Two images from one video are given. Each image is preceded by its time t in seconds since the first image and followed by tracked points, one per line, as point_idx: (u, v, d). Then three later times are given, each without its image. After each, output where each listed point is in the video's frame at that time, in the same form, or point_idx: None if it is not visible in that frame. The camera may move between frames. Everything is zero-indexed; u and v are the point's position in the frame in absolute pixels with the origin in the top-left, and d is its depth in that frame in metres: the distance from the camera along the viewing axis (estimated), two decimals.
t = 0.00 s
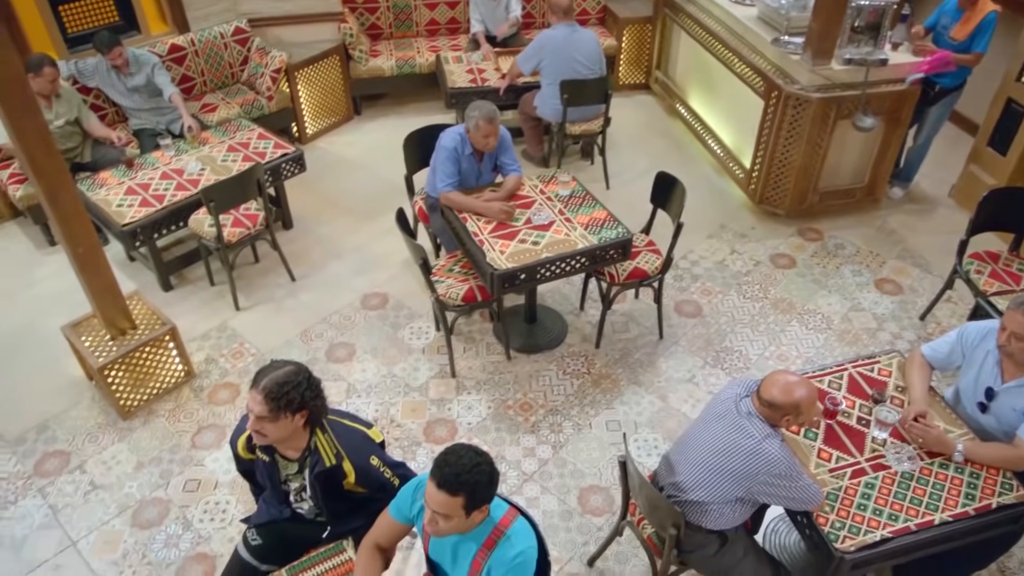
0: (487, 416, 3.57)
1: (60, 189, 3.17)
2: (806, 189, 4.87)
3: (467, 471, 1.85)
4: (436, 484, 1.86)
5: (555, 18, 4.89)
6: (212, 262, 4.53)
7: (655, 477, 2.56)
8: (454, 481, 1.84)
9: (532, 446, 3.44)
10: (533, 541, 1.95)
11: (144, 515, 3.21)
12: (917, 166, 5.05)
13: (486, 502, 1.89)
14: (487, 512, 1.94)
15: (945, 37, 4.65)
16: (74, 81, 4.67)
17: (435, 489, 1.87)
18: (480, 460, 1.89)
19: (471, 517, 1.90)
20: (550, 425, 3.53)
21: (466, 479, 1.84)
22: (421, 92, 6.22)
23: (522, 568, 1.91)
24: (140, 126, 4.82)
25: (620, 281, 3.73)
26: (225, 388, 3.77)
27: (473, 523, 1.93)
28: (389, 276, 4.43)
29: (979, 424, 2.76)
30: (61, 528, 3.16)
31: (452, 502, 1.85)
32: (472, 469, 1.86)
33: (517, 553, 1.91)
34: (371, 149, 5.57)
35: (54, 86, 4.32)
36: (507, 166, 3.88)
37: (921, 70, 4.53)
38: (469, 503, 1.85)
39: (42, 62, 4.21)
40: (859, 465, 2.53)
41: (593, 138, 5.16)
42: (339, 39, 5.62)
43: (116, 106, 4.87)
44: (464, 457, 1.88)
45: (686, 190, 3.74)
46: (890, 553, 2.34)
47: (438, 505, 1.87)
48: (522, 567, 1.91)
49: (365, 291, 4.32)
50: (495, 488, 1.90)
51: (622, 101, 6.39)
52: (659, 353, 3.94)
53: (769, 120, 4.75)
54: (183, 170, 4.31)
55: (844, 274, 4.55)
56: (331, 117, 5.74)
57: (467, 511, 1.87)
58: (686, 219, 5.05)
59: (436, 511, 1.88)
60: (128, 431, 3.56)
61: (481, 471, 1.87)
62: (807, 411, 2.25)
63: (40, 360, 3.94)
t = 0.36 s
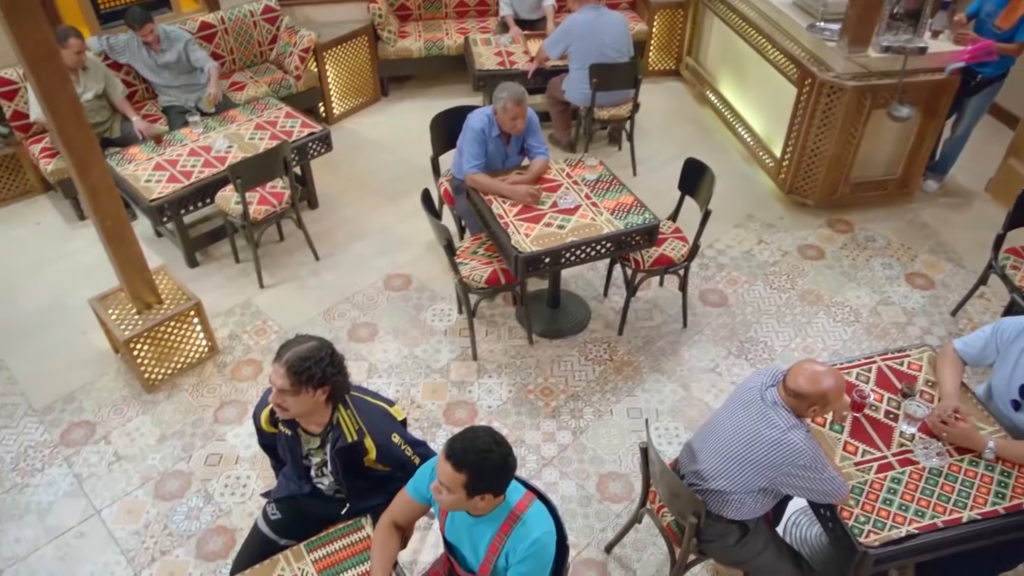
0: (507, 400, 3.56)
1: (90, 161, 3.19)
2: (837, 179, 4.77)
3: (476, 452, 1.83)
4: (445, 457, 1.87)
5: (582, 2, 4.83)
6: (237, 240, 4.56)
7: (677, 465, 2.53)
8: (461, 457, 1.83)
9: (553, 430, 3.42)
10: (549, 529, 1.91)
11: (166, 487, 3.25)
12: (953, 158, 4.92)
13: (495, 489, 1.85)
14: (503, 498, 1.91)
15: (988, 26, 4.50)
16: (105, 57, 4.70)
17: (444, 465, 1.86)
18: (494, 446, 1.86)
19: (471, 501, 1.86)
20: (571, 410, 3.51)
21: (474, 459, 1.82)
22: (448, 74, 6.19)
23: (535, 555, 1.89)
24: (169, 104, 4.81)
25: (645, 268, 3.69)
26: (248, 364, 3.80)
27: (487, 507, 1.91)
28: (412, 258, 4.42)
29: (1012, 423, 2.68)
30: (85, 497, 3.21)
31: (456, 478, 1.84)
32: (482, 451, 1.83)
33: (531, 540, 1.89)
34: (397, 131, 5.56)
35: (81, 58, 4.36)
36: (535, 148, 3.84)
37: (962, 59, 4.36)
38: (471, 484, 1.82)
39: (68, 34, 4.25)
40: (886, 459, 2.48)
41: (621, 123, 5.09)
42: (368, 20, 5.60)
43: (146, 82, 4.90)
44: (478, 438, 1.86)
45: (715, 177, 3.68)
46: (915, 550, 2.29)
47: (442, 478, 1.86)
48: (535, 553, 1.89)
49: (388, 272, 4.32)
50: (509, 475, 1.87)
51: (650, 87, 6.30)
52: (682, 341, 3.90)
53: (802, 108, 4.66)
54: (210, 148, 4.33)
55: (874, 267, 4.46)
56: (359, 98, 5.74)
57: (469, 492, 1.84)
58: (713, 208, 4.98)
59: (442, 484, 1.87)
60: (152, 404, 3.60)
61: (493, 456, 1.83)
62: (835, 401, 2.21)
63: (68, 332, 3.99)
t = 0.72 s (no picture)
0: (529, 384, 3.55)
1: (119, 133, 3.20)
2: (870, 171, 4.67)
3: (496, 427, 1.82)
4: (465, 431, 1.86)
5: None
6: (263, 218, 4.58)
7: (699, 454, 2.50)
8: (480, 432, 1.82)
9: (573, 416, 3.40)
10: (570, 509, 1.90)
11: (188, 461, 3.28)
12: (992, 152, 4.79)
13: (515, 466, 1.83)
14: (524, 477, 1.90)
15: None
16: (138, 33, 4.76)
17: (464, 438, 1.85)
18: (514, 421, 1.84)
19: (491, 476, 1.84)
20: (592, 397, 3.49)
21: (494, 434, 1.80)
22: (477, 57, 6.16)
23: (556, 536, 1.88)
24: (199, 81, 4.83)
25: (672, 255, 3.64)
26: (271, 341, 3.81)
27: (508, 485, 1.90)
28: (436, 240, 4.41)
29: None
30: (109, 467, 3.25)
31: (476, 452, 1.82)
32: (503, 426, 1.82)
33: (552, 521, 1.88)
34: (424, 113, 5.54)
35: (127, 36, 4.45)
36: (563, 132, 3.80)
37: (1006, 49, 4.28)
38: (491, 459, 1.80)
39: (116, 12, 4.35)
40: (915, 455, 2.42)
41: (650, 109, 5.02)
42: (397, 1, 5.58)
43: (177, 59, 4.92)
44: (499, 413, 1.85)
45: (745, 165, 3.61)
46: (942, 548, 2.24)
47: (463, 451, 1.84)
48: (556, 533, 1.87)
49: (412, 253, 4.32)
50: (530, 452, 1.85)
51: (681, 74, 6.21)
52: (707, 331, 3.85)
53: (837, 97, 4.55)
54: (238, 125, 4.35)
55: (906, 261, 4.37)
56: (387, 79, 5.73)
57: (489, 467, 1.82)
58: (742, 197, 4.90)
59: (462, 457, 1.86)
60: (176, 378, 3.63)
61: (514, 431, 1.82)
62: (864, 394, 2.16)
63: (95, 305, 4.04)
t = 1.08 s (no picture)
0: (549, 370, 3.52)
1: (146, 106, 3.21)
2: (903, 163, 4.56)
3: (514, 407, 1.79)
4: (483, 412, 1.84)
5: None
6: (287, 198, 4.58)
7: (720, 443, 2.45)
8: (498, 413, 1.80)
9: (593, 403, 3.37)
10: (588, 492, 1.88)
11: (208, 436, 3.30)
12: None
13: (534, 447, 1.80)
14: (542, 461, 1.88)
15: None
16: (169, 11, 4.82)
17: (482, 420, 1.83)
18: (532, 401, 1.81)
19: (510, 457, 1.82)
20: (612, 384, 3.45)
21: (512, 414, 1.78)
22: (505, 42, 6.11)
23: (575, 520, 1.85)
24: (227, 59, 4.84)
25: (697, 243, 3.59)
26: (292, 320, 3.82)
27: (527, 468, 1.88)
28: (459, 224, 4.39)
29: None
30: (130, 440, 3.28)
31: (495, 434, 1.80)
32: (522, 406, 1.79)
33: (571, 505, 1.85)
34: (450, 97, 5.51)
35: (166, 15, 4.47)
36: (589, 117, 3.75)
37: None
38: (510, 440, 1.78)
39: None
40: (943, 452, 2.35)
41: (678, 96, 4.95)
42: None
43: (205, 38, 4.94)
44: (517, 394, 1.82)
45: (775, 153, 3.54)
46: (968, 547, 2.18)
47: (481, 433, 1.82)
48: (575, 517, 1.85)
49: (434, 237, 4.30)
50: (549, 434, 1.82)
51: (710, 62, 6.12)
52: (730, 322, 3.80)
53: (871, 86, 4.45)
54: (264, 104, 4.35)
55: (937, 257, 4.27)
56: (413, 62, 5.70)
57: (508, 448, 1.80)
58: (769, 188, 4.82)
59: (481, 439, 1.84)
60: (198, 354, 3.65)
61: (533, 412, 1.79)
62: (894, 387, 2.10)
63: (120, 280, 4.08)
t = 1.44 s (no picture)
0: (568, 355, 3.49)
1: (170, 80, 3.20)
2: (936, 155, 4.45)
3: (532, 392, 1.76)
4: (500, 404, 1.79)
5: None
6: (309, 177, 4.58)
7: (741, 432, 2.41)
8: (515, 400, 1.76)
9: (612, 390, 3.34)
10: (608, 474, 1.86)
11: (226, 412, 3.31)
12: None
13: (556, 427, 1.78)
14: (561, 442, 1.85)
15: None
16: None
17: (500, 409, 1.79)
18: (548, 381, 1.78)
19: (536, 440, 1.80)
20: (632, 371, 3.42)
21: (531, 399, 1.75)
22: (531, 26, 6.05)
23: (595, 502, 1.83)
24: (252, 38, 4.84)
25: (722, 231, 3.53)
26: (312, 299, 3.82)
27: (546, 451, 1.85)
28: (481, 207, 4.37)
29: None
30: (149, 414, 3.30)
31: (516, 422, 1.77)
32: (539, 390, 1.76)
33: (591, 487, 1.83)
34: (474, 80, 5.46)
35: None
36: (615, 100, 3.69)
37: None
38: (534, 425, 1.76)
39: None
40: (971, 447, 2.29)
41: (706, 82, 4.86)
42: None
43: (230, 16, 4.94)
44: (531, 376, 1.79)
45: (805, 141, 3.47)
46: (995, 545, 2.13)
47: (502, 423, 1.79)
48: (595, 499, 1.83)
49: (456, 219, 4.28)
50: (568, 412, 1.80)
51: (739, 50, 6.01)
52: (753, 312, 3.74)
53: (904, 75, 4.34)
54: (288, 83, 4.34)
55: (968, 251, 4.17)
56: (438, 44, 5.66)
57: (533, 433, 1.78)
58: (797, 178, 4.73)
59: (502, 428, 1.81)
60: (217, 331, 3.67)
61: (551, 393, 1.77)
62: (923, 378, 2.05)
63: (143, 256, 4.10)
